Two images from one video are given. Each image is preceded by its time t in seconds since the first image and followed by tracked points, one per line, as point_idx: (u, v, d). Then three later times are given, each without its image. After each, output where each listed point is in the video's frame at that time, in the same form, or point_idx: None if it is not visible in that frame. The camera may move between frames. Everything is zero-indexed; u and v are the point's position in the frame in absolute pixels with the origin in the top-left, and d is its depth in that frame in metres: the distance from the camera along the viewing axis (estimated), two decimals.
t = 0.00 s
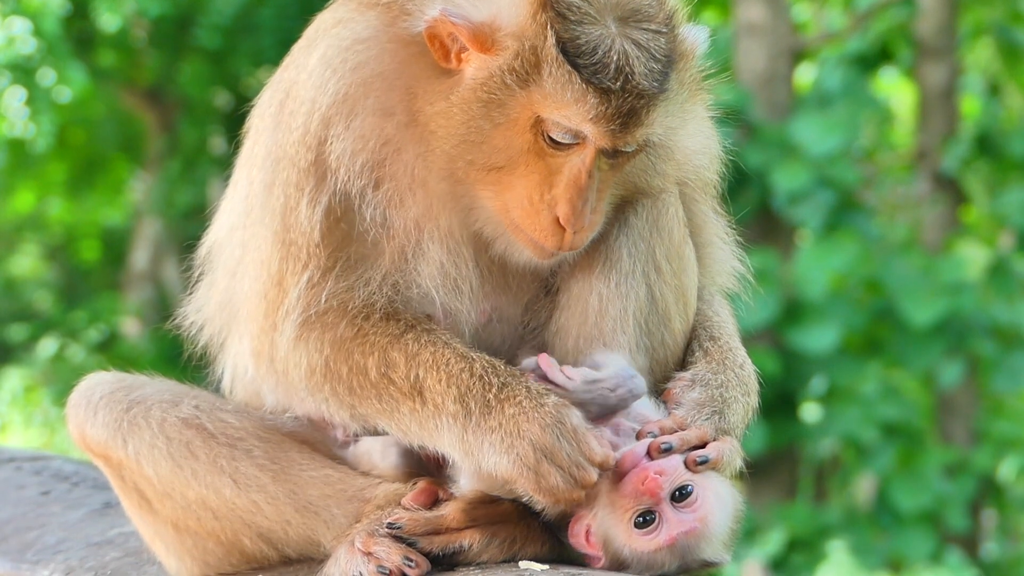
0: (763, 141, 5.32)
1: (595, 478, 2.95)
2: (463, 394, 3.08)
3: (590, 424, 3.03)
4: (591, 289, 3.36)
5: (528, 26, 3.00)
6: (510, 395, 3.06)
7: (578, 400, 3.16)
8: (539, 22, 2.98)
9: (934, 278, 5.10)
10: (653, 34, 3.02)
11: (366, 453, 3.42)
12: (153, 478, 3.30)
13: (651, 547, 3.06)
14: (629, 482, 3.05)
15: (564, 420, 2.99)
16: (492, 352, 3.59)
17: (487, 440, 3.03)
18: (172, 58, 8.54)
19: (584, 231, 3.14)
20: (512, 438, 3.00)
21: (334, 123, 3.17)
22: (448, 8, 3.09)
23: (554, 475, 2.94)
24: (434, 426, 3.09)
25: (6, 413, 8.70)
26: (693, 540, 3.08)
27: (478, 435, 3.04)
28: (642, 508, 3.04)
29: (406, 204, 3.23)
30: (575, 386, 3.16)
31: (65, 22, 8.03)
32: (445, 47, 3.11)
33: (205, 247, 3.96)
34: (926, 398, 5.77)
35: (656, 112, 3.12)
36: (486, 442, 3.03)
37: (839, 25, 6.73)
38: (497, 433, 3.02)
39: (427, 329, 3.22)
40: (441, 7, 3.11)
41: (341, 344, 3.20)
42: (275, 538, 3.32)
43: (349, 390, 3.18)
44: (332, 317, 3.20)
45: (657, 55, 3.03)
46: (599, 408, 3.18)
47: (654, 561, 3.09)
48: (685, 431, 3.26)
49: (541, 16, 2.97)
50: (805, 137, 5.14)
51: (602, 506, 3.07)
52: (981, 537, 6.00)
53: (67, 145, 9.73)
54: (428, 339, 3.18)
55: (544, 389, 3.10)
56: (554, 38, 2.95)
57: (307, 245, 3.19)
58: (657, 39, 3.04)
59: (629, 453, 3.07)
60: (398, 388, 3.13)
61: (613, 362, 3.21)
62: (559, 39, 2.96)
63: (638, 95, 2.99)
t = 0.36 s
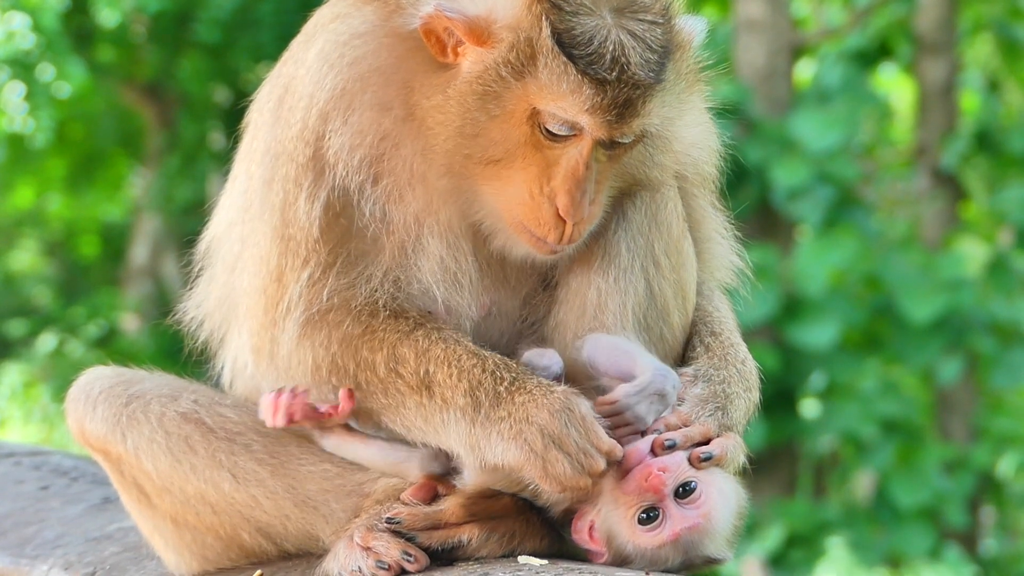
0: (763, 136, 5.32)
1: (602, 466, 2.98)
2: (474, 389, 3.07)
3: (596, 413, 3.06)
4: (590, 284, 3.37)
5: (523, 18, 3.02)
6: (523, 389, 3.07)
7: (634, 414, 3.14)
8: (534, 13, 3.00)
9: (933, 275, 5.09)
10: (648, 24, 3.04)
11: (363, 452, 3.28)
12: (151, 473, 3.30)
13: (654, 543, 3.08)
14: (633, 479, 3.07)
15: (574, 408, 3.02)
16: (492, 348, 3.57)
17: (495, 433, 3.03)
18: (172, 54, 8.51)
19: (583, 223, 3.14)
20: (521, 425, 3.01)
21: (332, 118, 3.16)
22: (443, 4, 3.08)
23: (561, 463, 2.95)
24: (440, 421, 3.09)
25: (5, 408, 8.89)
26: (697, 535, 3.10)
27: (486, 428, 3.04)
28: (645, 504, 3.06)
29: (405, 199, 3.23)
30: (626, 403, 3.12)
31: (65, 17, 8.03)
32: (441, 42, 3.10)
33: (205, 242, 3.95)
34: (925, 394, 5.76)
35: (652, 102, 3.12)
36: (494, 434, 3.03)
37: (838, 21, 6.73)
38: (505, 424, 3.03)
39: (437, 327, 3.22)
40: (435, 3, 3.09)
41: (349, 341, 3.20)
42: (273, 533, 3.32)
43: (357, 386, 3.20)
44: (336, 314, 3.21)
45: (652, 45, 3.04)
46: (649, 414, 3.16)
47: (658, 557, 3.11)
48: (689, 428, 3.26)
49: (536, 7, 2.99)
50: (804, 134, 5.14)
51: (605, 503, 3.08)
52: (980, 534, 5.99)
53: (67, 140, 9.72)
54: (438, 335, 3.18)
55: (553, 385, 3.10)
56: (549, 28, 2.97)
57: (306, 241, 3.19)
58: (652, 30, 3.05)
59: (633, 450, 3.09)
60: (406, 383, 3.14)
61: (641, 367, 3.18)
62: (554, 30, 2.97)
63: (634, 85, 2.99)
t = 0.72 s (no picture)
0: (761, 131, 5.30)
1: (612, 450, 2.95)
2: (477, 380, 3.07)
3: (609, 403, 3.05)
4: (584, 279, 3.38)
5: (515, 12, 3.03)
6: (528, 377, 3.07)
7: (664, 403, 3.14)
8: (525, 8, 3.01)
9: (931, 270, 5.07)
10: (640, 17, 3.05)
11: (328, 463, 3.18)
12: (148, 469, 3.30)
13: (656, 539, 3.08)
14: (635, 474, 3.06)
15: (583, 394, 3.01)
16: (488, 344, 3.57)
17: (501, 422, 3.02)
18: (169, 49, 8.47)
19: (576, 218, 3.12)
20: (528, 410, 3.00)
21: (327, 118, 3.15)
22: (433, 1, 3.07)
23: (571, 447, 2.94)
24: (444, 415, 3.09)
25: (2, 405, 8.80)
26: (699, 532, 3.09)
27: (492, 417, 3.03)
28: (647, 500, 3.05)
29: (401, 199, 3.22)
30: (654, 392, 3.14)
31: (63, 12, 8.00)
32: (433, 38, 3.10)
33: (200, 240, 3.95)
34: (923, 389, 5.73)
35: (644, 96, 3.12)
36: (501, 422, 3.02)
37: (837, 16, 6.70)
38: (511, 412, 3.02)
39: (438, 323, 3.22)
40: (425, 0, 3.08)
41: (350, 340, 3.19)
42: (269, 530, 3.32)
43: (358, 384, 3.18)
44: (338, 315, 3.19)
45: (644, 38, 3.04)
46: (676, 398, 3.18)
47: (660, 553, 3.10)
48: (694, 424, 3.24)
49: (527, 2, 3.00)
50: (804, 128, 5.12)
51: (607, 498, 3.10)
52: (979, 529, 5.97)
53: (65, 135, 9.70)
54: (440, 330, 3.18)
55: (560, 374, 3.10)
56: (540, 23, 2.98)
57: (303, 241, 3.17)
58: (644, 23, 3.05)
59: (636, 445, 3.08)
60: (409, 377, 3.13)
61: (655, 361, 3.20)
62: (545, 25, 2.99)
63: (625, 79, 3.00)
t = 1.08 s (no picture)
0: (757, 127, 5.31)
1: (599, 463, 2.97)
2: (459, 383, 3.08)
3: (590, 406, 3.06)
4: (580, 277, 3.38)
5: (510, 13, 3.00)
6: (509, 383, 3.07)
7: (651, 391, 3.13)
8: (520, 10, 2.98)
9: (928, 264, 5.06)
10: (634, 19, 3.03)
11: (316, 431, 3.20)
12: (143, 467, 3.28)
13: (652, 537, 3.09)
14: (631, 473, 3.08)
15: (566, 404, 3.01)
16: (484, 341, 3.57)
17: (486, 430, 3.04)
18: (166, 45, 8.43)
19: (571, 219, 3.12)
20: (514, 426, 3.00)
21: (320, 116, 3.14)
22: (428, 4, 3.06)
23: (558, 462, 2.96)
24: (429, 417, 3.09)
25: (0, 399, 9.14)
26: (695, 530, 3.10)
27: (477, 424, 3.05)
28: (643, 499, 3.07)
29: (393, 196, 3.21)
30: (638, 381, 3.12)
31: (59, 9, 7.98)
32: (426, 39, 3.08)
33: (195, 239, 3.93)
34: (920, 383, 5.71)
35: (638, 99, 3.10)
36: (486, 433, 3.03)
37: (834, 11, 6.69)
38: (497, 422, 3.03)
39: (422, 321, 3.21)
40: (419, 3, 3.07)
41: (336, 338, 3.21)
42: (265, 528, 3.31)
43: (345, 383, 3.20)
44: (327, 312, 3.21)
45: (638, 40, 3.02)
46: (662, 381, 3.16)
47: (656, 551, 3.11)
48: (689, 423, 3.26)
49: (522, 5, 2.98)
50: (801, 124, 5.10)
51: (603, 497, 3.11)
52: (976, 523, 5.96)
53: (61, 132, 9.68)
54: (423, 330, 3.18)
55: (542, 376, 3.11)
56: (535, 26, 2.95)
57: (296, 239, 3.18)
58: (638, 25, 3.04)
59: (631, 444, 3.11)
60: (394, 379, 3.14)
61: (634, 353, 3.19)
62: (539, 27, 2.96)
63: (619, 82, 2.99)
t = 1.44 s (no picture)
0: (754, 124, 5.31)
1: (595, 450, 2.97)
2: (451, 372, 3.08)
3: (583, 392, 3.04)
4: (579, 275, 3.36)
5: (506, 13, 2.99)
6: (501, 371, 3.06)
7: (649, 386, 3.12)
8: (515, 11, 2.96)
9: (925, 260, 5.06)
10: (630, 19, 3.02)
11: (321, 424, 3.22)
12: (140, 463, 3.28)
13: (650, 534, 3.12)
14: (629, 470, 3.11)
15: (558, 392, 3.00)
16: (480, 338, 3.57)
17: (481, 419, 3.03)
18: (163, 40, 8.40)
19: (568, 218, 3.12)
20: (509, 417, 3.00)
21: (316, 112, 3.14)
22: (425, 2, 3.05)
23: (554, 450, 2.95)
24: (424, 407, 3.09)
25: None
26: (693, 526, 3.14)
27: (472, 414, 3.04)
28: (641, 496, 3.10)
29: (390, 193, 3.20)
30: (634, 380, 3.12)
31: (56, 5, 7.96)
32: (423, 37, 3.07)
33: (191, 234, 3.93)
34: (917, 380, 5.70)
35: (635, 98, 3.10)
36: (481, 423, 3.03)
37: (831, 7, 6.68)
38: (491, 412, 3.02)
39: (413, 310, 3.20)
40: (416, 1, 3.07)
41: (330, 328, 3.21)
42: (262, 524, 3.31)
43: (341, 375, 3.20)
44: (321, 305, 3.20)
45: (634, 40, 3.01)
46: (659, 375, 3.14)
47: (654, 547, 3.15)
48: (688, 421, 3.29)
49: (518, 5, 2.95)
50: (798, 119, 5.11)
51: (603, 494, 3.14)
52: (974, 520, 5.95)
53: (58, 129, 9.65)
54: (415, 320, 3.16)
55: (538, 361, 3.12)
56: (531, 26, 2.94)
57: (292, 234, 3.17)
58: (634, 24, 3.02)
59: (629, 441, 3.13)
60: (387, 369, 3.14)
61: (626, 351, 3.16)
62: (536, 28, 2.94)
63: (616, 82, 2.97)
